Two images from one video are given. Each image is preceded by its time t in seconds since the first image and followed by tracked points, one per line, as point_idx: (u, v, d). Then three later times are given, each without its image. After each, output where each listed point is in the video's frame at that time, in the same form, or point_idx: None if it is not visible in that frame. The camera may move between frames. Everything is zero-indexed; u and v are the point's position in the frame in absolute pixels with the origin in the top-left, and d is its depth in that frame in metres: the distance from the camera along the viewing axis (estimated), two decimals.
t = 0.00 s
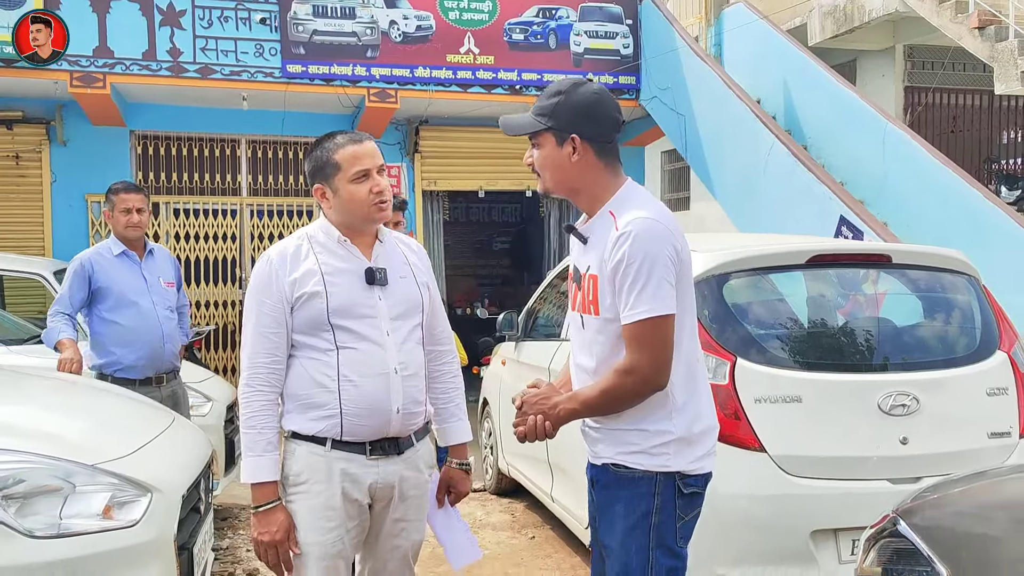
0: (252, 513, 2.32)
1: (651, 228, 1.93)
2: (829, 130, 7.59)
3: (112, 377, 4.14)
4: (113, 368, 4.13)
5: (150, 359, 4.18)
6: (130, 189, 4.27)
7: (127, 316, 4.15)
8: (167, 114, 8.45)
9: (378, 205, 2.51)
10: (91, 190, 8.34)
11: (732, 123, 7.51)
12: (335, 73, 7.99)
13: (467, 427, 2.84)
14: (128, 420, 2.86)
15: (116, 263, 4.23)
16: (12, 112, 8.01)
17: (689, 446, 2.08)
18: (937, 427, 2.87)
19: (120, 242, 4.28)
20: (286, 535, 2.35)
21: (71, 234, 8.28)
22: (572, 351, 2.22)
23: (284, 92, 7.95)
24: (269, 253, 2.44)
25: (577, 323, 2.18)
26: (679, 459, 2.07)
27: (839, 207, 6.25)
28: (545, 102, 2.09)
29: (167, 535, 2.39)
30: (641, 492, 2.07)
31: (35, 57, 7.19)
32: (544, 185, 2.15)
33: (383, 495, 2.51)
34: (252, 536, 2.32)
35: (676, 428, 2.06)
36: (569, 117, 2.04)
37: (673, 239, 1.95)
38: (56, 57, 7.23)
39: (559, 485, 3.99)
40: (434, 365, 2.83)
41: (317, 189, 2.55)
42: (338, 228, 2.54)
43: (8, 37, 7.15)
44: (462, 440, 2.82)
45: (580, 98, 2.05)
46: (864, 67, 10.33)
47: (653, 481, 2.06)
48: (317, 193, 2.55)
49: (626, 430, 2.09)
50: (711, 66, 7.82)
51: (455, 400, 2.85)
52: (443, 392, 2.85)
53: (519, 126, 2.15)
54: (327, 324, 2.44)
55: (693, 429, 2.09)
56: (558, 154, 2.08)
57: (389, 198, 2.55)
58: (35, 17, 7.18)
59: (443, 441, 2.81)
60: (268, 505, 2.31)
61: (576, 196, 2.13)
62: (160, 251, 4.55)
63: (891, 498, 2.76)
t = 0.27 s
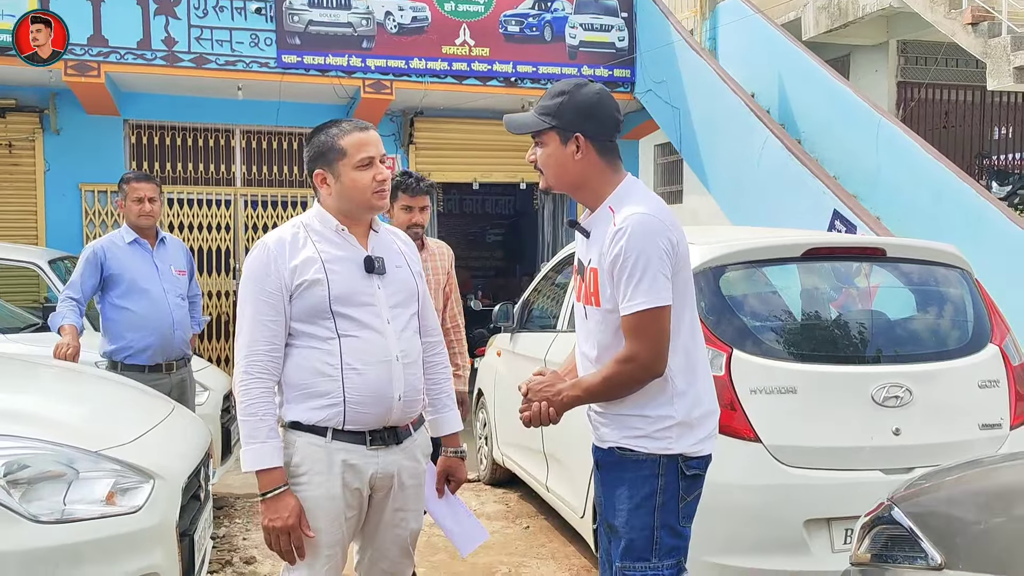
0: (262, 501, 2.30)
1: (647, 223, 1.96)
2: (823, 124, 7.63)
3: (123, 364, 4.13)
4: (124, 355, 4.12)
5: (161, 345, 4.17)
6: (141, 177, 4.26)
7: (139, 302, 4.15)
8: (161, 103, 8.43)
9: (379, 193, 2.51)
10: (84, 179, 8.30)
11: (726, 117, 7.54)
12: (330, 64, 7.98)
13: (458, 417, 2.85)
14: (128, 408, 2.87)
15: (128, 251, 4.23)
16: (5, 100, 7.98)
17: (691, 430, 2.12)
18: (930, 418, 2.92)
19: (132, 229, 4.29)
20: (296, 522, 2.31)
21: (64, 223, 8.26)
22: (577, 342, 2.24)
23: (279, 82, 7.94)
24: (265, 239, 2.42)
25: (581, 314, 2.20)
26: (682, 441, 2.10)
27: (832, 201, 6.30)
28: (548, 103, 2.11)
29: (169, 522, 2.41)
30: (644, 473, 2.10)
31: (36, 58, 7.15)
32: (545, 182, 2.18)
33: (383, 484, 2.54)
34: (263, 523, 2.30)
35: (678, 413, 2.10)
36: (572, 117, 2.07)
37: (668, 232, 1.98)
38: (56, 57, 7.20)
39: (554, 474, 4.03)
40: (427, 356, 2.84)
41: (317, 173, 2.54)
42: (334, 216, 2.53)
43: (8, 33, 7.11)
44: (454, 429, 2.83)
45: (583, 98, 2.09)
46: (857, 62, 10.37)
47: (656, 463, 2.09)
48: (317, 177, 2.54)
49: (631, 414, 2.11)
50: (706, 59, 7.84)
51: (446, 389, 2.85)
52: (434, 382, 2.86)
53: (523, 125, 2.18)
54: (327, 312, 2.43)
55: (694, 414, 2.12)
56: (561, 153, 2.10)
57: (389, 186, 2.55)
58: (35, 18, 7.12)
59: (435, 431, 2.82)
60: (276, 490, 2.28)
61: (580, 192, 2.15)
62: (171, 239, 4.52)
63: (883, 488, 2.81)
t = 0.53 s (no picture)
0: (336, 425, 2.26)
1: (655, 214, 1.97)
2: (818, 119, 7.65)
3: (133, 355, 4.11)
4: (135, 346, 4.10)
5: (171, 336, 4.15)
6: (152, 170, 4.21)
7: (150, 293, 4.12)
8: (156, 95, 8.41)
9: (379, 192, 2.52)
10: (79, 171, 8.26)
11: (722, 111, 7.56)
12: (326, 56, 7.96)
13: (439, 409, 2.87)
14: (127, 399, 2.88)
15: (137, 243, 4.19)
16: None
17: (685, 421, 2.13)
18: (925, 411, 2.94)
19: (143, 222, 4.25)
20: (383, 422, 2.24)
21: (58, 215, 8.22)
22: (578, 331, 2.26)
23: (275, 74, 7.92)
24: (264, 229, 2.41)
25: (584, 302, 2.22)
26: (677, 431, 2.12)
27: (828, 196, 6.33)
28: (560, 95, 2.11)
29: (169, 512, 2.42)
30: (639, 459, 2.12)
31: (36, 57, 7.18)
32: (555, 175, 2.18)
33: (384, 474, 2.53)
34: (353, 441, 2.24)
35: (674, 403, 2.12)
36: (583, 110, 2.07)
37: (674, 223, 1.99)
38: (54, 56, 7.21)
39: (550, 467, 4.04)
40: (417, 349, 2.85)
41: (319, 163, 2.53)
42: (333, 208, 2.54)
43: (8, 34, 7.13)
44: (436, 422, 2.85)
45: (594, 91, 2.09)
46: (853, 57, 10.39)
47: (651, 450, 2.11)
48: (319, 167, 2.54)
49: (630, 401, 2.13)
50: (702, 53, 7.85)
51: (430, 384, 2.86)
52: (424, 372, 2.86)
53: (531, 117, 2.17)
54: (330, 303, 2.43)
55: (689, 405, 2.14)
56: (572, 146, 2.10)
57: (389, 187, 2.55)
58: (35, 17, 7.12)
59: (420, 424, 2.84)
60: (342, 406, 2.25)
61: (589, 184, 2.16)
62: (179, 231, 4.50)
63: (877, 480, 2.83)
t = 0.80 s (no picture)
0: (382, 345, 2.24)
1: (665, 210, 1.98)
2: (812, 118, 7.67)
3: (137, 351, 4.07)
4: (138, 342, 4.06)
5: (176, 332, 4.12)
6: (156, 168, 4.19)
7: (154, 291, 4.09)
8: (149, 91, 8.38)
9: (377, 184, 2.51)
10: (73, 166, 8.23)
11: (717, 110, 7.58)
12: (321, 53, 7.95)
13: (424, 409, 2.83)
14: (125, 395, 2.87)
15: (142, 240, 4.16)
16: None
17: (671, 425, 2.12)
18: (917, 409, 2.96)
19: (146, 220, 4.22)
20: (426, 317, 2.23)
21: (51, 210, 8.19)
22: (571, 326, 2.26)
23: (269, 70, 7.90)
24: (269, 221, 2.38)
25: (580, 297, 2.22)
26: (662, 436, 2.10)
27: (821, 195, 6.36)
28: (572, 87, 2.10)
29: (166, 507, 2.42)
30: (625, 462, 2.11)
31: (35, 57, 7.16)
32: (562, 167, 2.17)
33: (385, 469, 2.52)
34: (407, 346, 2.22)
35: (660, 406, 2.10)
36: (595, 103, 2.07)
37: (681, 220, 2.00)
38: (56, 56, 7.20)
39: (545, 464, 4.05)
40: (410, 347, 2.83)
41: (318, 157, 2.53)
42: (334, 202, 2.53)
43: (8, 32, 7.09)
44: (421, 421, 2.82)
45: (605, 83, 2.08)
46: (846, 56, 10.42)
47: (636, 454, 2.10)
48: (318, 160, 2.54)
49: (617, 401, 2.12)
50: (697, 51, 7.86)
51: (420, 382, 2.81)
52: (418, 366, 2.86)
53: (541, 109, 2.17)
54: (338, 298, 2.44)
55: (676, 409, 2.12)
56: (581, 138, 2.09)
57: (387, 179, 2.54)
58: (35, 17, 7.10)
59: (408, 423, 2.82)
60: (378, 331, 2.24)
61: (596, 178, 2.15)
62: (183, 229, 4.46)
63: (871, 478, 2.85)
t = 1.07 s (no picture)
0: (379, 354, 2.24)
1: (659, 209, 1.95)
2: (801, 120, 7.71)
3: (129, 351, 4.04)
4: (131, 342, 4.03)
5: (167, 331, 4.10)
6: (148, 167, 4.17)
7: (146, 290, 4.07)
8: (138, 89, 8.34)
9: (376, 181, 2.52)
10: (59, 164, 8.16)
11: (706, 112, 7.61)
12: (311, 52, 7.93)
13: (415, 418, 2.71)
14: (114, 395, 2.85)
15: (134, 239, 4.13)
16: None
17: (656, 434, 2.01)
18: (906, 409, 2.98)
19: (138, 219, 4.19)
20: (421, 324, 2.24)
21: (37, 208, 8.12)
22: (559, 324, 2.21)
23: (258, 69, 7.87)
24: (265, 221, 2.36)
25: (572, 295, 2.18)
26: (645, 445, 2.00)
27: (810, 197, 6.39)
28: (576, 78, 2.08)
29: (155, 508, 2.41)
30: (605, 470, 2.01)
31: (35, 57, 7.14)
32: (563, 162, 2.15)
33: (383, 467, 2.52)
34: (407, 356, 2.23)
35: (643, 413, 2.00)
36: (596, 95, 2.04)
37: (676, 220, 1.97)
38: (55, 55, 7.19)
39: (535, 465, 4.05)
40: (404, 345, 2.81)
41: (313, 157, 2.52)
42: (330, 203, 2.53)
43: (7, 31, 7.08)
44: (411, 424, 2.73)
45: (608, 77, 2.05)
46: (834, 60, 10.48)
47: (616, 462, 2.00)
48: (312, 161, 2.52)
49: (599, 405, 2.03)
50: (687, 54, 7.90)
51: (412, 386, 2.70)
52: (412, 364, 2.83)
53: (542, 102, 2.14)
54: (337, 298, 2.43)
55: (662, 418, 2.02)
56: (581, 131, 2.07)
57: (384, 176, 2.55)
58: (34, 17, 7.09)
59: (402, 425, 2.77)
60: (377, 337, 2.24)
61: (596, 175, 2.12)
62: (175, 228, 4.43)
63: (861, 478, 2.87)
